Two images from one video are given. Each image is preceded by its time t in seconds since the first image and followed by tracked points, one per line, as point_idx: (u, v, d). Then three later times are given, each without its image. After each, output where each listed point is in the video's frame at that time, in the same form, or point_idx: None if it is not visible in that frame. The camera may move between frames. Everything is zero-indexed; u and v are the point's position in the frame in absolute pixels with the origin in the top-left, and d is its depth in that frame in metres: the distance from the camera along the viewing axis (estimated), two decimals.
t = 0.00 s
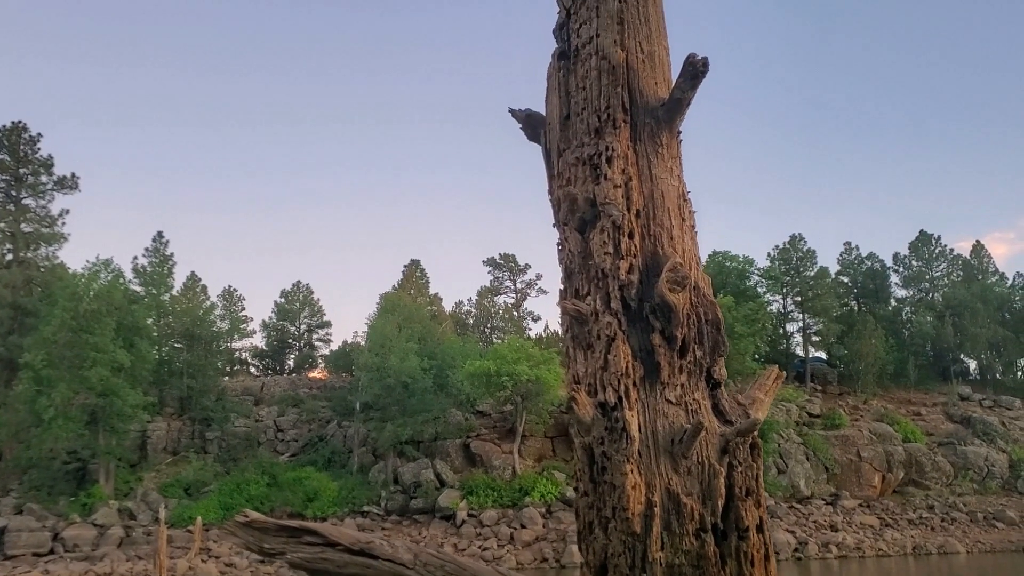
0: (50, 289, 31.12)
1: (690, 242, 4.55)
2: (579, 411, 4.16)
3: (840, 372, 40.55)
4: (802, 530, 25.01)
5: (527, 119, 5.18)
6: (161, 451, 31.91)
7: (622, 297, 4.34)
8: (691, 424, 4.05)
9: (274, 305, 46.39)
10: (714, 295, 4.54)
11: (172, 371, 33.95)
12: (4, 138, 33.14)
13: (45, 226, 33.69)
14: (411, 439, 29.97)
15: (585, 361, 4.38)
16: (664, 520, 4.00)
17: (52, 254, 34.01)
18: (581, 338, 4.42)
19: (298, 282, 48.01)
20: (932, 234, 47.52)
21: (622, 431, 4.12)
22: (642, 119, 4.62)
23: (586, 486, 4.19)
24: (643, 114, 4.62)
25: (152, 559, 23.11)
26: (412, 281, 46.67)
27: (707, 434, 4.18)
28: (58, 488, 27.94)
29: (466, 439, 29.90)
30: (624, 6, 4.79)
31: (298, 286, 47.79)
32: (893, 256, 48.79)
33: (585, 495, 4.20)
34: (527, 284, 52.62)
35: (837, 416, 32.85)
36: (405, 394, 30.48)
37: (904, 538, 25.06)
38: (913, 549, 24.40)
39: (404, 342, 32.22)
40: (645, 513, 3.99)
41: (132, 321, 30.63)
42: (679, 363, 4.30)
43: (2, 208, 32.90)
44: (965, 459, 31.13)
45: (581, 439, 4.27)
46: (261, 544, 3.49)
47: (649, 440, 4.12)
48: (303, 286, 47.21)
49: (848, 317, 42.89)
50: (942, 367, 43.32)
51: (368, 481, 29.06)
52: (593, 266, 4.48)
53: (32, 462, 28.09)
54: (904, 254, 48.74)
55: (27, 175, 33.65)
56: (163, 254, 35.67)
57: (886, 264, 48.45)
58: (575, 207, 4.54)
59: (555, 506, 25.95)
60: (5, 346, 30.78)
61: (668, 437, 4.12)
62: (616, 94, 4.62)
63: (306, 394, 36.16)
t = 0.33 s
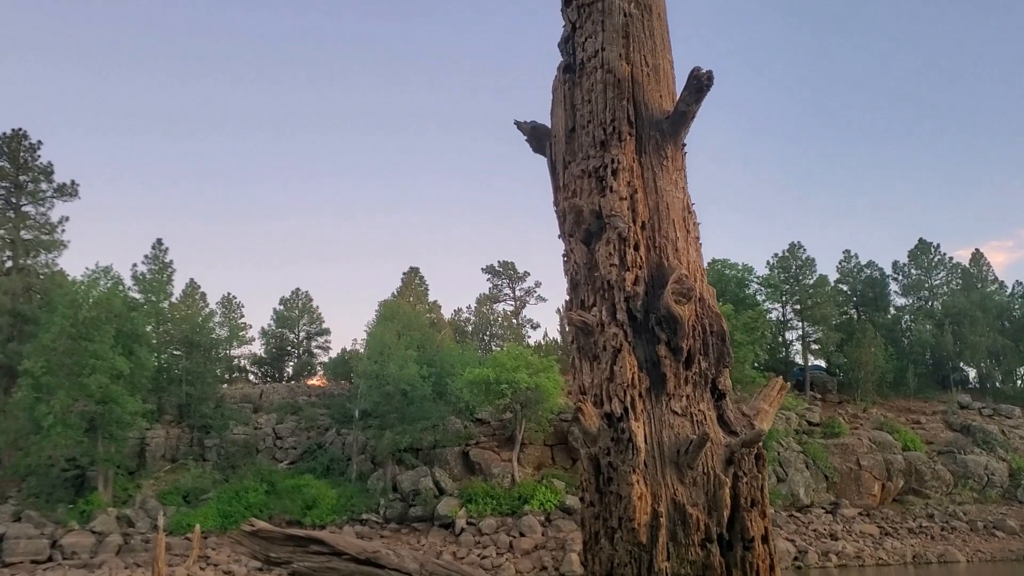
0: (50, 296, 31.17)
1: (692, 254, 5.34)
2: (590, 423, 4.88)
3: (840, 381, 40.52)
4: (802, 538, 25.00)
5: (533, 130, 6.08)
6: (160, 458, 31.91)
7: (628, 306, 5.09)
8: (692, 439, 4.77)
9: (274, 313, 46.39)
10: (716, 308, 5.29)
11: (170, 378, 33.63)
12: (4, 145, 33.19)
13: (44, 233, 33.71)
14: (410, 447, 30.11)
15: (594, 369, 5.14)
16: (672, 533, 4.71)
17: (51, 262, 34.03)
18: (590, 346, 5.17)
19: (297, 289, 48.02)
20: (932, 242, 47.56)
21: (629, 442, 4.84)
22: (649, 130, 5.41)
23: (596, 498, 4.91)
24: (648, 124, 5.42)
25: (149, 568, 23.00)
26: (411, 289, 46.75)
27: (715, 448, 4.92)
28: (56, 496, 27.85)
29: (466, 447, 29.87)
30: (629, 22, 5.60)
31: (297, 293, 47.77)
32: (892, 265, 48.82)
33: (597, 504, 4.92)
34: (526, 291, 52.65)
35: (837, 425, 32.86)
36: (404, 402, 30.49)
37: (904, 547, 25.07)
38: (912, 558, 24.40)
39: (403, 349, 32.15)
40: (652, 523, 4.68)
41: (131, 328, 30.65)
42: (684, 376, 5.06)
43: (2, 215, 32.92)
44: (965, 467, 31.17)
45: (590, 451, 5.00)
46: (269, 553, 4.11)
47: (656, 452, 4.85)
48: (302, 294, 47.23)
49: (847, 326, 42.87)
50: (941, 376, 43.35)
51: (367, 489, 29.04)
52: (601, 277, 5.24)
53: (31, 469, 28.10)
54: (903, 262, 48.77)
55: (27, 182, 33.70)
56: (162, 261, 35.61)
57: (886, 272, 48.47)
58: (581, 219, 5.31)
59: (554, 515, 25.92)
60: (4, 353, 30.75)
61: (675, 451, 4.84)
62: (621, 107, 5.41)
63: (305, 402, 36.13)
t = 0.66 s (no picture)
0: (48, 303, 31.14)
1: (695, 264, 5.46)
2: (592, 434, 4.99)
3: (838, 388, 40.55)
4: (800, 546, 24.97)
5: (537, 143, 6.24)
6: (157, 467, 31.84)
7: (631, 318, 5.20)
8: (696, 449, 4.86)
9: (272, 320, 46.40)
10: (719, 319, 5.39)
11: (168, 387, 33.82)
12: (2, 153, 33.22)
13: (42, 241, 33.71)
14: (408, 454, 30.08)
15: (596, 379, 5.25)
16: (676, 542, 4.78)
17: (49, 269, 34.01)
18: (594, 357, 5.27)
19: (295, 297, 48.03)
20: (929, 249, 47.66)
21: (632, 453, 4.93)
22: (650, 143, 5.56)
23: (600, 508, 5.02)
24: (650, 138, 5.56)
25: None
26: (410, 296, 46.81)
27: (719, 457, 5.01)
28: (53, 504, 27.84)
29: (465, 454, 29.86)
30: (631, 35, 5.77)
31: (295, 301, 47.77)
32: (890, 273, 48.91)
33: (601, 514, 5.01)
34: (524, 299, 52.70)
35: (835, 432, 32.85)
36: (403, 410, 30.58)
37: (902, 555, 25.06)
38: (911, 566, 24.37)
39: (401, 357, 32.12)
40: (657, 534, 4.76)
41: (129, 336, 30.61)
42: (688, 386, 5.15)
43: None
44: (963, 475, 31.16)
45: (595, 462, 5.09)
46: (273, 563, 4.47)
47: (660, 462, 4.94)
48: (300, 301, 47.26)
49: (845, 333, 42.93)
50: (938, 383, 43.42)
51: (365, 497, 29.04)
52: (603, 288, 5.35)
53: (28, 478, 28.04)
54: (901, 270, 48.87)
55: (25, 190, 33.65)
56: (160, 269, 35.60)
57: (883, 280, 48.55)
58: (585, 231, 5.42)
59: (552, 522, 25.92)
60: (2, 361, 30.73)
61: (678, 460, 4.92)
62: (624, 121, 5.57)
63: (303, 409, 36.11)
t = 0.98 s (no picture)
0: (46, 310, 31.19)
1: (698, 273, 5.72)
2: (599, 441, 5.25)
3: (836, 393, 40.56)
4: (799, 551, 24.97)
5: (540, 151, 6.48)
6: (156, 473, 31.83)
7: (637, 326, 5.45)
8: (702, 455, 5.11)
9: (271, 326, 46.41)
10: (723, 328, 5.66)
11: (167, 393, 33.81)
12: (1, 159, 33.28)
13: (41, 247, 33.72)
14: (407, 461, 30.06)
15: (603, 386, 5.49)
16: (681, 548, 5.02)
17: (47, 275, 34.03)
18: (601, 364, 5.53)
19: (294, 302, 48.01)
20: (927, 254, 47.73)
21: (638, 460, 5.17)
22: (654, 154, 5.82)
23: (606, 514, 5.25)
24: (654, 150, 5.81)
25: None
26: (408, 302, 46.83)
27: (724, 464, 5.26)
28: (51, 511, 27.84)
29: (464, 460, 29.93)
30: (635, 45, 6.01)
31: (294, 306, 47.76)
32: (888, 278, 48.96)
33: (607, 519, 5.25)
34: (523, 304, 52.71)
35: (834, 437, 32.90)
36: (401, 415, 30.49)
37: (901, 559, 25.08)
38: (910, 570, 24.38)
39: (400, 363, 32.09)
40: (662, 539, 5.00)
41: (128, 343, 30.64)
42: (693, 393, 5.41)
43: None
44: (961, 479, 31.21)
45: (601, 468, 5.34)
46: None
47: (665, 468, 5.18)
48: (299, 307, 47.25)
49: (843, 338, 42.98)
50: (937, 388, 43.48)
51: (364, 503, 29.04)
52: (609, 297, 5.60)
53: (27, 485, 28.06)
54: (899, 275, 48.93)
55: (23, 196, 33.67)
56: (158, 275, 35.60)
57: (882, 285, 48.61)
58: (591, 240, 5.68)
59: (552, 528, 25.89)
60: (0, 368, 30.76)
61: (683, 467, 5.16)
62: (628, 131, 5.82)
63: (301, 416, 36.08)
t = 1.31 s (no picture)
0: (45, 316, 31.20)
1: (703, 280, 5.76)
2: (605, 448, 5.29)
3: (835, 399, 40.55)
4: (799, 558, 24.96)
5: (545, 160, 6.53)
6: (154, 479, 31.78)
7: (643, 333, 5.49)
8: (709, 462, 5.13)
9: (269, 332, 46.37)
10: (728, 334, 5.69)
11: (166, 399, 33.81)
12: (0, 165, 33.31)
13: (40, 253, 33.73)
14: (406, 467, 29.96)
15: (609, 392, 5.54)
16: (687, 554, 5.03)
17: (46, 282, 34.02)
18: (607, 370, 5.57)
19: (293, 308, 47.98)
20: (925, 260, 47.78)
21: (645, 467, 5.21)
22: (659, 162, 5.87)
23: (612, 521, 5.28)
24: (659, 158, 5.87)
25: None
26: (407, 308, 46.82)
27: (730, 470, 5.29)
28: (49, 518, 27.79)
29: (462, 467, 29.97)
30: (640, 55, 6.10)
31: (292, 312, 47.71)
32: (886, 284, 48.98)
33: (613, 526, 5.27)
34: (522, 310, 52.68)
35: (832, 443, 32.90)
36: (400, 421, 30.48)
37: (901, 565, 25.08)
38: None
39: (399, 368, 32.08)
40: (669, 546, 5.02)
41: (127, 349, 30.65)
42: (698, 399, 5.43)
43: None
44: (960, 485, 31.20)
45: (607, 474, 5.37)
46: None
47: (671, 475, 5.21)
48: (297, 313, 47.22)
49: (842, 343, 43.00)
50: (936, 394, 43.49)
51: (363, 509, 29.02)
52: (615, 304, 5.65)
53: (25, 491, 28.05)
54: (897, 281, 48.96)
55: (22, 202, 33.69)
56: (157, 281, 35.62)
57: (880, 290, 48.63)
58: (597, 248, 5.74)
59: (551, 534, 25.86)
60: None
61: (690, 473, 5.19)
62: (633, 139, 5.87)
63: (300, 422, 36.04)
